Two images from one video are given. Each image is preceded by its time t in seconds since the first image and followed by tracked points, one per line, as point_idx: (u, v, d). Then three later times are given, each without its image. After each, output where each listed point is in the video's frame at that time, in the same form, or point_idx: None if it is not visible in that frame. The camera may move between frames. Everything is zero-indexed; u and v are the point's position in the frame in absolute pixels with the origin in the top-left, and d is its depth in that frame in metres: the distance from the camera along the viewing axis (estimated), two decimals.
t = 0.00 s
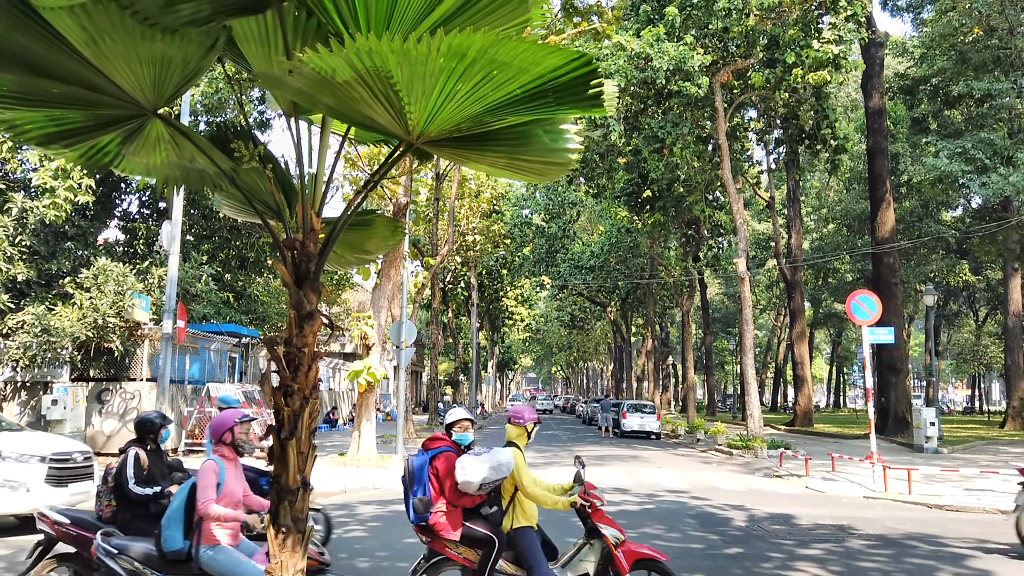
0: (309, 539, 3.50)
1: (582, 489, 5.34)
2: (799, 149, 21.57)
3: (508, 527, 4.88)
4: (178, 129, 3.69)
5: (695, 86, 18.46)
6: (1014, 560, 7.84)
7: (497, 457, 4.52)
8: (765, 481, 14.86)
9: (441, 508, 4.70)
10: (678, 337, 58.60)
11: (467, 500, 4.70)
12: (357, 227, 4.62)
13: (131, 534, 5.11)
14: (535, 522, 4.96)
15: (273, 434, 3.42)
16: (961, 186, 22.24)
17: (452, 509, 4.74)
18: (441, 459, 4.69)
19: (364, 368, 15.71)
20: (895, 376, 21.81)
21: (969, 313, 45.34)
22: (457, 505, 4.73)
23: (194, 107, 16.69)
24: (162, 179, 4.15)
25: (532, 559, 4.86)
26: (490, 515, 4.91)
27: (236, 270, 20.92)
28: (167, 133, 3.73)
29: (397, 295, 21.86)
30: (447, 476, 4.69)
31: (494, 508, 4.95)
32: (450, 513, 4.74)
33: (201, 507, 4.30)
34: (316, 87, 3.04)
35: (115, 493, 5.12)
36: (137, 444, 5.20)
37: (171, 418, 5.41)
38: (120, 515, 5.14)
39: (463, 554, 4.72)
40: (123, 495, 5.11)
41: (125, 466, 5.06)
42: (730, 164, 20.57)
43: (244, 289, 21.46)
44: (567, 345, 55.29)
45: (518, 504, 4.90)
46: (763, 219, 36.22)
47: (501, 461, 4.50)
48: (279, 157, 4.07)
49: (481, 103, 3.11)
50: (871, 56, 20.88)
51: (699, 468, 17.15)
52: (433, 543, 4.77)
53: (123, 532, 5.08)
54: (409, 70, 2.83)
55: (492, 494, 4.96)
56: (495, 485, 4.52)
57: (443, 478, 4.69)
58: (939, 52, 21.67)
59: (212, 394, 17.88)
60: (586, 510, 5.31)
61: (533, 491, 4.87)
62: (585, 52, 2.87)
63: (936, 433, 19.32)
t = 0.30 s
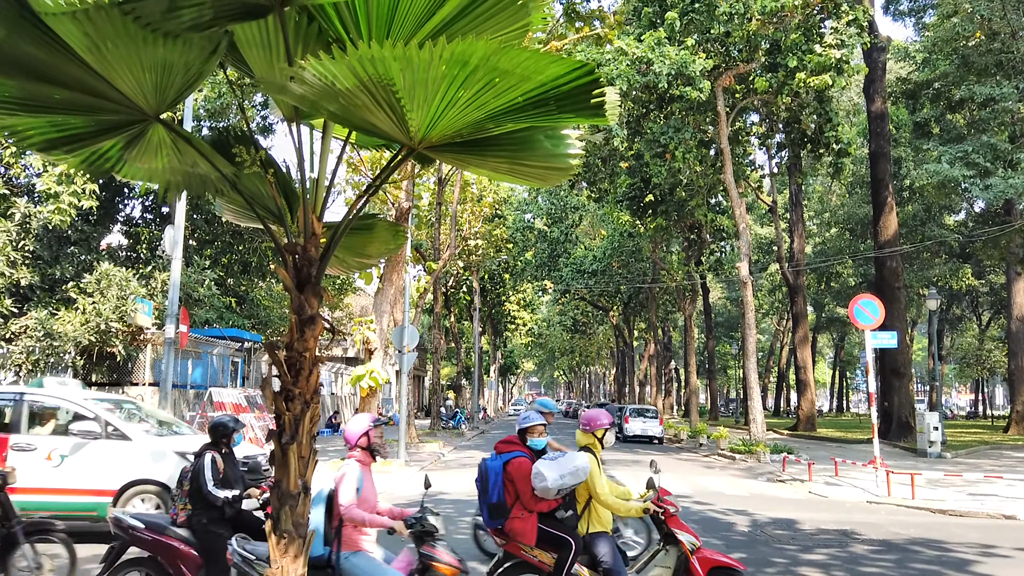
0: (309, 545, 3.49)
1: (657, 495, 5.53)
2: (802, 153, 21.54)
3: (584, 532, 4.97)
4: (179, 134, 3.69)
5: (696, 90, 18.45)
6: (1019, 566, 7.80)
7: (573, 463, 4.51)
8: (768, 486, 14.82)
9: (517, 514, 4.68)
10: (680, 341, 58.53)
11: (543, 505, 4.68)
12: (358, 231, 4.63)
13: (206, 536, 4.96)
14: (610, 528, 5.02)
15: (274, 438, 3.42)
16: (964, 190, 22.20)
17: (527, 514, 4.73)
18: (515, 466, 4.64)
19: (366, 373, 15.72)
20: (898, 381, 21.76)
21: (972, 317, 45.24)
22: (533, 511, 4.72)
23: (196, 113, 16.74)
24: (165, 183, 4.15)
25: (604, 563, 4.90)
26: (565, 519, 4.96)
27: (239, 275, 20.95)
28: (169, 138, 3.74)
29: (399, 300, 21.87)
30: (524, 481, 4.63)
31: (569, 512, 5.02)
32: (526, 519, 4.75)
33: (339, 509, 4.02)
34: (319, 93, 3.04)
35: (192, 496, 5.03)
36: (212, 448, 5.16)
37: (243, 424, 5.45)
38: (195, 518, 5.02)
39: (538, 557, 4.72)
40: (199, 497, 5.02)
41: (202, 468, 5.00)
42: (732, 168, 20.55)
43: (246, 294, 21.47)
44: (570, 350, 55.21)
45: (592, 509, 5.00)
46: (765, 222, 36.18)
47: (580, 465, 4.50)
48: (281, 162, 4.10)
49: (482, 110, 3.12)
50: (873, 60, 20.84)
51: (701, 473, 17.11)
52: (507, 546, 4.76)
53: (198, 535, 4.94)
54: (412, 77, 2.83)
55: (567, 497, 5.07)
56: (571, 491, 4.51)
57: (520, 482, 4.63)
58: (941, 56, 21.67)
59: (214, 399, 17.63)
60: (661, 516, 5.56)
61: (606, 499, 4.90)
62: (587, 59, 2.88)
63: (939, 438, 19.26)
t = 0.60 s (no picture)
0: (307, 550, 3.48)
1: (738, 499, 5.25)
2: (801, 158, 21.53)
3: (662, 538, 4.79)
4: (178, 139, 3.69)
5: (695, 95, 18.45)
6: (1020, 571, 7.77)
7: (649, 466, 4.45)
8: (769, 491, 14.78)
9: (594, 520, 4.45)
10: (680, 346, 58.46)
11: (619, 510, 4.50)
12: (356, 235, 4.63)
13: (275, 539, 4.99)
14: (687, 534, 4.90)
15: (272, 443, 3.42)
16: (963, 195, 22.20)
17: (604, 520, 4.50)
18: (592, 470, 4.43)
19: (366, 377, 15.69)
20: (899, 386, 21.73)
21: (972, 322, 45.24)
22: (610, 516, 4.50)
23: (196, 117, 16.75)
24: (164, 186, 4.14)
25: (686, 570, 4.79)
26: (642, 524, 4.66)
27: (238, 279, 20.94)
28: (168, 142, 3.74)
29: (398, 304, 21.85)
30: (600, 487, 4.42)
31: (646, 518, 4.71)
32: (603, 524, 4.51)
33: (486, 517, 3.80)
34: (318, 97, 3.04)
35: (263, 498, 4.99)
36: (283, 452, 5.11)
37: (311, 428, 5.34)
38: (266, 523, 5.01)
39: (615, 562, 4.53)
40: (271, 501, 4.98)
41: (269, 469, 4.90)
42: (732, 172, 20.55)
43: (246, 298, 21.44)
44: (570, 354, 55.14)
45: (670, 514, 4.87)
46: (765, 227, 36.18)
47: (654, 469, 4.43)
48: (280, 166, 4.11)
49: (481, 114, 3.11)
50: (872, 65, 20.84)
51: (702, 477, 17.06)
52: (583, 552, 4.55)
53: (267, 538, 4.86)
54: (410, 81, 2.83)
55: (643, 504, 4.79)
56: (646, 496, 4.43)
57: (596, 488, 4.42)
58: (940, 61, 21.71)
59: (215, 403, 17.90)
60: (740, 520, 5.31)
61: (690, 504, 4.75)
62: (585, 64, 2.88)
63: (940, 442, 19.24)
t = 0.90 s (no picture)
0: (305, 555, 3.47)
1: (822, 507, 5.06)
2: (801, 162, 21.56)
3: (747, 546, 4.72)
4: (178, 144, 3.69)
5: (695, 100, 18.46)
6: None
7: (734, 474, 4.35)
8: (769, 496, 14.75)
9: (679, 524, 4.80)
10: (679, 349, 58.54)
11: (704, 517, 4.55)
12: (355, 240, 4.62)
13: (353, 544, 5.28)
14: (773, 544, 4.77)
15: (269, 448, 3.41)
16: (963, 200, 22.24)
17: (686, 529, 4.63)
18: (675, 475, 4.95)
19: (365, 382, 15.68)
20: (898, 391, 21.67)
21: (972, 326, 45.26)
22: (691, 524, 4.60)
23: (196, 121, 16.74)
24: (164, 191, 4.14)
25: None
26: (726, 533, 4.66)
27: (237, 284, 20.93)
28: (167, 147, 3.73)
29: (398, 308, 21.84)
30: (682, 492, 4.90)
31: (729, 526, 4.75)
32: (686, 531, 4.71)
33: (632, 526, 3.83)
34: (316, 101, 3.04)
35: (338, 504, 5.34)
36: (355, 456, 5.42)
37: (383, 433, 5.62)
38: (342, 527, 5.33)
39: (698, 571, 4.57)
40: (346, 505, 5.30)
41: (349, 477, 5.28)
42: (730, 177, 20.58)
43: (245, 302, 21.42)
44: (568, 359, 55.15)
45: (756, 523, 4.75)
46: (764, 231, 36.28)
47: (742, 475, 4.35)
48: (278, 171, 4.10)
49: (480, 117, 3.11)
50: (871, 70, 20.87)
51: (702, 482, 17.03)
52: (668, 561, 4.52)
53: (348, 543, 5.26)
54: (409, 85, 2.83)
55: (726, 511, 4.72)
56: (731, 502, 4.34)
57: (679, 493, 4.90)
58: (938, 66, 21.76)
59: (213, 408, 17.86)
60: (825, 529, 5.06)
61: (774, 514, 4.80)
62: (584, 67, 2.89)
63: (939, 447, 19.22)
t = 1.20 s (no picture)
0: (302, 556, 3.47)
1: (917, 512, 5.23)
2: (799, 163, 21.58)
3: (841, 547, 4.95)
4: (174, 145, 3.68)
5: (693, 102, 18.46)
6: None
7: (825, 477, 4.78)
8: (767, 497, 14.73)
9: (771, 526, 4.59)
10: (678, 350, 58.57)
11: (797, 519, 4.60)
12: (352, 240, 4.62)
13: (441, 545, 5.24)
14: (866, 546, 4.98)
15: (266, 449, 3.40)
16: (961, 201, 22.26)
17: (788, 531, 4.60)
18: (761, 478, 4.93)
19: (364, 383, 15.66)
20: (897, 392, 21.59)
21: (970, 327, 45.29)
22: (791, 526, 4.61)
23: (194, 122, 16.72)
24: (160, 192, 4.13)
25: None
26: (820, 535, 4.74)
27: (236, 284, 20.93)
28: (163, 147, 3.73)
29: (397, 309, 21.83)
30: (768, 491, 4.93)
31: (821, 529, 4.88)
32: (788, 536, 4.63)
33: (784, 530, 3.94)
34: (313, 102, 3.03)
35: (426, 506, 5.22)
36: (439, 458, 5.24)
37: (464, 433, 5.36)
38: (430, 529, 5.25)
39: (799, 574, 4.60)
40: (434, 507, 5.19)
41: (435, 480, 5.13)
42: (729, 178, 20.60)
43: (243, 303, 21.41)
44: (567, 360, 55.17)
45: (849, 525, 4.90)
46: (763, 232, 36.33)
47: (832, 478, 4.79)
48: (275, 171, 4.09)
49: (476, 118, 3.11)
50: (869, 71, 20.87)
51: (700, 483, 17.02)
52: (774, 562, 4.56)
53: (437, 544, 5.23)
54: (406, 86, 2.83)
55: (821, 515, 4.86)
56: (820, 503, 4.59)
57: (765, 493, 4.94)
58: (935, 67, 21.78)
59: (210, 409, 17.80)
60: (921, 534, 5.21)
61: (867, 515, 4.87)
62: (581, 69, 2.89)
63: (937, 448, 19.23)
